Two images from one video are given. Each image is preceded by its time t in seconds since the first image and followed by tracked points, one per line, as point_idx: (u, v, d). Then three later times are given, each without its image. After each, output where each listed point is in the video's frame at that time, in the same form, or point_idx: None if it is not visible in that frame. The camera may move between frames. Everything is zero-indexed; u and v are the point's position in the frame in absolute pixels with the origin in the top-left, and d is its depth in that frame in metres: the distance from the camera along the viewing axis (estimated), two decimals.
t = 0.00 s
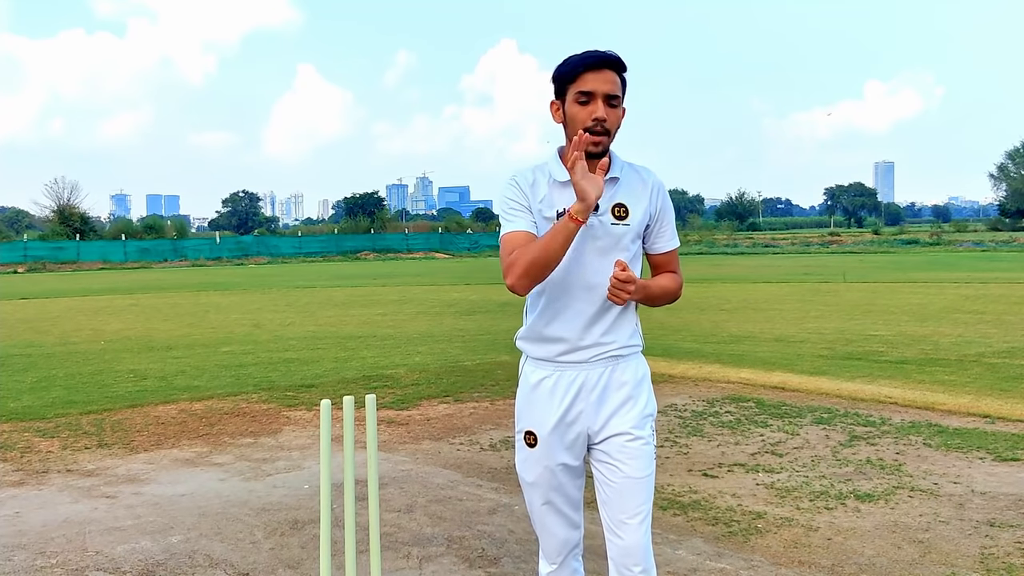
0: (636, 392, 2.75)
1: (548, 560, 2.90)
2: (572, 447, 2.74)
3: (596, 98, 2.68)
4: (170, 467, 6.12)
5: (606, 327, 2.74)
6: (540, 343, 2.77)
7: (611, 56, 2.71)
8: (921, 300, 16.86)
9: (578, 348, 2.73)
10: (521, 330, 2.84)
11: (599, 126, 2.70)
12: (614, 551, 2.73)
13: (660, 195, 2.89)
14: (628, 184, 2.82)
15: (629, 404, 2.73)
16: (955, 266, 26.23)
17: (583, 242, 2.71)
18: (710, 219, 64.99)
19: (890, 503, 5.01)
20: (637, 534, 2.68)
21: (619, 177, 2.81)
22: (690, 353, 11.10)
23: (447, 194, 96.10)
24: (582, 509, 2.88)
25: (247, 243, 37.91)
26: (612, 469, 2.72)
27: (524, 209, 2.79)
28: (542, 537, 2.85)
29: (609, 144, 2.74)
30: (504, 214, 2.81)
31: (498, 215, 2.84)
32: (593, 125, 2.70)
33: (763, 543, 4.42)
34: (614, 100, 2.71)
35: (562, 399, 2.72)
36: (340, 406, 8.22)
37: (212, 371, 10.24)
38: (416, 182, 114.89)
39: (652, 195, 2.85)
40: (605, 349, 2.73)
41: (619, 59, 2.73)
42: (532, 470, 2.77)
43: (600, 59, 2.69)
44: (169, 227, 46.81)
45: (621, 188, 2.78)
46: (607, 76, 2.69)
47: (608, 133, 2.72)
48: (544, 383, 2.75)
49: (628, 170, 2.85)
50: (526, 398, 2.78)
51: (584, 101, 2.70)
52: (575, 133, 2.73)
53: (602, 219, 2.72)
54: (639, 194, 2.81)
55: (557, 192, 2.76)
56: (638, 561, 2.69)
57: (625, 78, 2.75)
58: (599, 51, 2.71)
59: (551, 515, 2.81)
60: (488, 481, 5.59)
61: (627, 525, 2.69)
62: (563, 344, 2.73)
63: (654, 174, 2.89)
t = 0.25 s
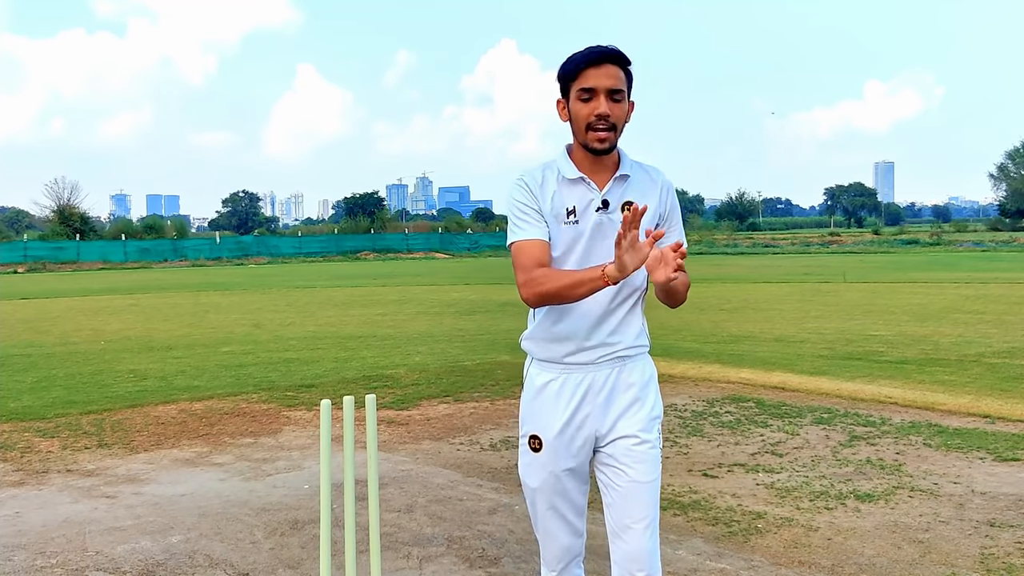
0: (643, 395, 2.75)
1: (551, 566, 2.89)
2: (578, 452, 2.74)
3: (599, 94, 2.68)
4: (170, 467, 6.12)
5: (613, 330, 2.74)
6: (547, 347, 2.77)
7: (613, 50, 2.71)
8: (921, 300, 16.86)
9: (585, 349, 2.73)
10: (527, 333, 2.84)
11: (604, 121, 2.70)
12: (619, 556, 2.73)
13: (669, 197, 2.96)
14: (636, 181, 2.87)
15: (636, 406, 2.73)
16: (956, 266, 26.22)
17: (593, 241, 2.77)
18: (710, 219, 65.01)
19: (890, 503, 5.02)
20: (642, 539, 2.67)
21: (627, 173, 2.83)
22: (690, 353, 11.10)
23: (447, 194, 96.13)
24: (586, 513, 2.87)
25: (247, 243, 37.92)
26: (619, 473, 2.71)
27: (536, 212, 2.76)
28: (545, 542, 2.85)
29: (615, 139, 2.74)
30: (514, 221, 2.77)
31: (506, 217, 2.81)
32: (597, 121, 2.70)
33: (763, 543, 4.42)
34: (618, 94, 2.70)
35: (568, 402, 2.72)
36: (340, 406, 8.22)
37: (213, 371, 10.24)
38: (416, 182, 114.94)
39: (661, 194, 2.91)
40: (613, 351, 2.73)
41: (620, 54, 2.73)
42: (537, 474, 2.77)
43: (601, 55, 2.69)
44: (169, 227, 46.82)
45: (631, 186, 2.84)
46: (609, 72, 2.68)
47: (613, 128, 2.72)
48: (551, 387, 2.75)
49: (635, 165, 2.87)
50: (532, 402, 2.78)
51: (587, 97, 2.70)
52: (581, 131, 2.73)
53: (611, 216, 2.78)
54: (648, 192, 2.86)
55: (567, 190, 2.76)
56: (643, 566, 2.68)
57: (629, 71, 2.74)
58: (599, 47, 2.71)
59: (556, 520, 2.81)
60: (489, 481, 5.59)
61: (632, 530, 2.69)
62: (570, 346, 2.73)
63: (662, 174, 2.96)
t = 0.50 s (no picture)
0: (649, 396, 2.75)
1: (553, 570, 2.88)
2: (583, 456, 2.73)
3: (585, 87, 2.69)
4: (170, 467, 6.12)
5: (619, 331, 2.74)
6: (551, 348, 2.77)
7: (597, 44, 2.73)
8: (921, 300, 16.86)
9: (590, 351, 2.72)
10: (532, 334, 2.83)
11: (593, 113, 2.70)
12: (623, 561, 2.73)
13: (671, 192, 2.91)
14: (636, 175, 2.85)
15: (642, 408, 2.73)
16: (956, 266, 26.21)
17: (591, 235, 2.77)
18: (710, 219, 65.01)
19: (890, 504, 5.01)
20: (646, 544, 2.68)
21: (625, 166, 2.81)
22: (690, 353, 11.10)
23: (447, 194, 96.15)
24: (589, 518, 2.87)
25: (247, 243, 37.92)
26: (624, 476, 2.71)
27: (531, 211, 2.78)
28: (549, 546, 2.84)
29: (607, 130, 2.74)
30: (509, 222, 2.80)
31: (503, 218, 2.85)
32: (586, 114, 2.71)
33: (763, 543, 4.42)
34: (604, 85, 2.70)
35: (573, 405, 2.71)
36: (340, 406, 8.22)
37: (213, 371, 10.24)
38: (416, 182, 114.95)
39: (662, 190, 2.88)
40: (618, 352, 2.73)
41: (606, 46, 2.74)
42: (542, 477, 2.76)
43: (584, 49, 2.71)
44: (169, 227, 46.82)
45: (629, 180, 2.82)
46: (593, 64, 2.69)
47: (603, 119, 2.72)
48: (556, 388, 2.74)
49: (634, 160, 2.86)
50: (537, 404, 2.77)
51: (574, 92, 2.71)
52: (572, 125, 2.75)
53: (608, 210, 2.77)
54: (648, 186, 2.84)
55: (563, 186, 2.78)
56: (647, 571, 2.69)
57: (615, 63, 2.75)
58: (584, 41, 2.73)
59: (560, 523, 2.80)
60: (489, 481, 5.59)
61: (638, 535, 2.69)
62: (576, 347, 2.73)
63: (665, 170, 2.92)
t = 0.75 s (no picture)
0: (646, 396, 2.74)
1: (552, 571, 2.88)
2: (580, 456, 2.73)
3: (576, 85, 2.70)
4: (170, 467, 6.12)
5: (614, 330, 2.74)
6: (547, 348, 2.77)
7: (589, 43, 2.74)
8: (921, 300, 16.86)
9: (585, 350, 2.72)
10: (528, 334, 2.84)
11: (585, 111, 2.71)
12: (621, 562, 2.73)
13: (667, 192, 2.90)
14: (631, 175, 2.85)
15: (640, 407, 2.72)
16: (956, 266, 26.22)
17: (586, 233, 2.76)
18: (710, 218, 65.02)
19: (890, 504, 5.01)
20: (644, 545, 2.68)
21: (619, 165, 2.81)
22: (690, 353, 11.10)
23: (447, 194, 96.18)
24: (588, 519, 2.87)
25: (247, 243, 37.92)
26: (622, 477, 2.71)
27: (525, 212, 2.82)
28: (547, 547, 2.84)
29: (600, 128, 2.74)
30: (506, 222, 2.84)
31: (500, 219, 2.89)
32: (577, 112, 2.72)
33: (763, 543, 4.42)
34: (596, 83, 2.70)
35: (569, 405, 2.71)
36: (340, 406, 8.22)
37: (213, 371, 10.24)
38: (416, 182, 114.98)
39: (657, 189, 2.87)
40: (614, 352, 2.73)
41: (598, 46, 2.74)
42: (539, 478, 2.76)
43: (575, 49, 2.72)
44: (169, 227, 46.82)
45: (624, 179, 2.82)
46: (584, 64, 2.70)
47: (594, 117, 2.72)
48: (552, 388, 2.74)
49: (629, 160, 2.86)
50: (534, 404, 2.77)
51: (566, 91, 2.72)
52: (564, 124, 2.76)
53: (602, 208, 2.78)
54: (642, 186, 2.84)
55: (558, 185, 2.80)
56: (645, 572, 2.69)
57: (608, 61, 2.75)
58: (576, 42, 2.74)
59: (558, 525, 2.80)
60: (488, 481, 5.58)
61: (636, 536, 2.69)
62: (572, 346, 2.73)
63: (660, 169, 2.91)
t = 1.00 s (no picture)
0: (638, 395, 2.73)
1: (548, 567, 2.89)
2: (572, 453, 2.74)
3: (567, 87, 2.72)
4: (170, 467, 6.12)
5: (605, 328, 2.73)
6: (538, 346, 2.78)
7: (580, 47, 2.76)
8: (921, 300, 16.86)
9: (576, 348, 2.72)
10: (520, 332, 2.85)
11: (576, 112, 2.72)
12: (616, 559, 2.74)
13: (661, 191, 2.86)
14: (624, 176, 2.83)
15: (630, 406, 2.71)
16: (956, 266, 26.23)
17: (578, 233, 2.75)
18: (710, 219, 65.02)
19: (890, 504, 5.02)
20: (638, 543, 2.68)
21: (611, 167, 2.80)
22: (690, 353, 11.10)
23: (447, 194, 96.19)
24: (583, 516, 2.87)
25: (247, 243, 37.91)
26: (614, 476, 2.71)
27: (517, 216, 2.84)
28: (542, 544, 2.85)
29: (591, 128, 2.74)
30: (500, 226, 2.87)
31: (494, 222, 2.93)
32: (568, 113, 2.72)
33: (763, 543, 4.42)
34: (586, 85, 2.72)
35: (560, 402, 2.72)
36: (340, 406, 8.23)
37: (213, 371, 10.24)
38: (416, 182, 115.01)
39: (650, 189, 2.83)
40: (604, 350, 2.72)
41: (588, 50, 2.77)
42: (531, 476, 2.77)
43: (566, 52, 2.74)
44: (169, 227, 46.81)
45: (616, 180, 2.79)
46: (574, 66, 2.72)
47: (586, 118, 2.73)
48: (543, 386, 2.75)
49: (621, 162, 2.84)
50: (526, 401, 2.78)
51: (558, 94, 2.74)
52: (556, 126, 2.77)
53: (594, 210, 2.76)
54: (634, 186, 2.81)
55: (550, 187, 2.79)
56: (639, 570, 2.69)
57: (598, 63, 2.77)
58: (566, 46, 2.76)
59: (552, 522, 2.81)
60: (488, 481, 5.58)
61: (629, 534, 2.69)
62: (562, 345, 2.73)
63: (654, 170, 2.88)
